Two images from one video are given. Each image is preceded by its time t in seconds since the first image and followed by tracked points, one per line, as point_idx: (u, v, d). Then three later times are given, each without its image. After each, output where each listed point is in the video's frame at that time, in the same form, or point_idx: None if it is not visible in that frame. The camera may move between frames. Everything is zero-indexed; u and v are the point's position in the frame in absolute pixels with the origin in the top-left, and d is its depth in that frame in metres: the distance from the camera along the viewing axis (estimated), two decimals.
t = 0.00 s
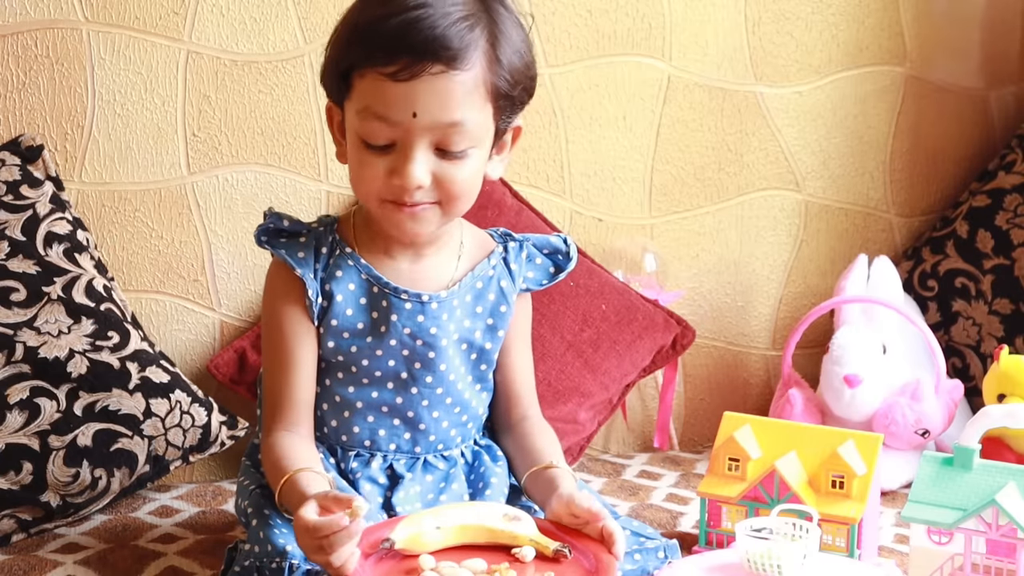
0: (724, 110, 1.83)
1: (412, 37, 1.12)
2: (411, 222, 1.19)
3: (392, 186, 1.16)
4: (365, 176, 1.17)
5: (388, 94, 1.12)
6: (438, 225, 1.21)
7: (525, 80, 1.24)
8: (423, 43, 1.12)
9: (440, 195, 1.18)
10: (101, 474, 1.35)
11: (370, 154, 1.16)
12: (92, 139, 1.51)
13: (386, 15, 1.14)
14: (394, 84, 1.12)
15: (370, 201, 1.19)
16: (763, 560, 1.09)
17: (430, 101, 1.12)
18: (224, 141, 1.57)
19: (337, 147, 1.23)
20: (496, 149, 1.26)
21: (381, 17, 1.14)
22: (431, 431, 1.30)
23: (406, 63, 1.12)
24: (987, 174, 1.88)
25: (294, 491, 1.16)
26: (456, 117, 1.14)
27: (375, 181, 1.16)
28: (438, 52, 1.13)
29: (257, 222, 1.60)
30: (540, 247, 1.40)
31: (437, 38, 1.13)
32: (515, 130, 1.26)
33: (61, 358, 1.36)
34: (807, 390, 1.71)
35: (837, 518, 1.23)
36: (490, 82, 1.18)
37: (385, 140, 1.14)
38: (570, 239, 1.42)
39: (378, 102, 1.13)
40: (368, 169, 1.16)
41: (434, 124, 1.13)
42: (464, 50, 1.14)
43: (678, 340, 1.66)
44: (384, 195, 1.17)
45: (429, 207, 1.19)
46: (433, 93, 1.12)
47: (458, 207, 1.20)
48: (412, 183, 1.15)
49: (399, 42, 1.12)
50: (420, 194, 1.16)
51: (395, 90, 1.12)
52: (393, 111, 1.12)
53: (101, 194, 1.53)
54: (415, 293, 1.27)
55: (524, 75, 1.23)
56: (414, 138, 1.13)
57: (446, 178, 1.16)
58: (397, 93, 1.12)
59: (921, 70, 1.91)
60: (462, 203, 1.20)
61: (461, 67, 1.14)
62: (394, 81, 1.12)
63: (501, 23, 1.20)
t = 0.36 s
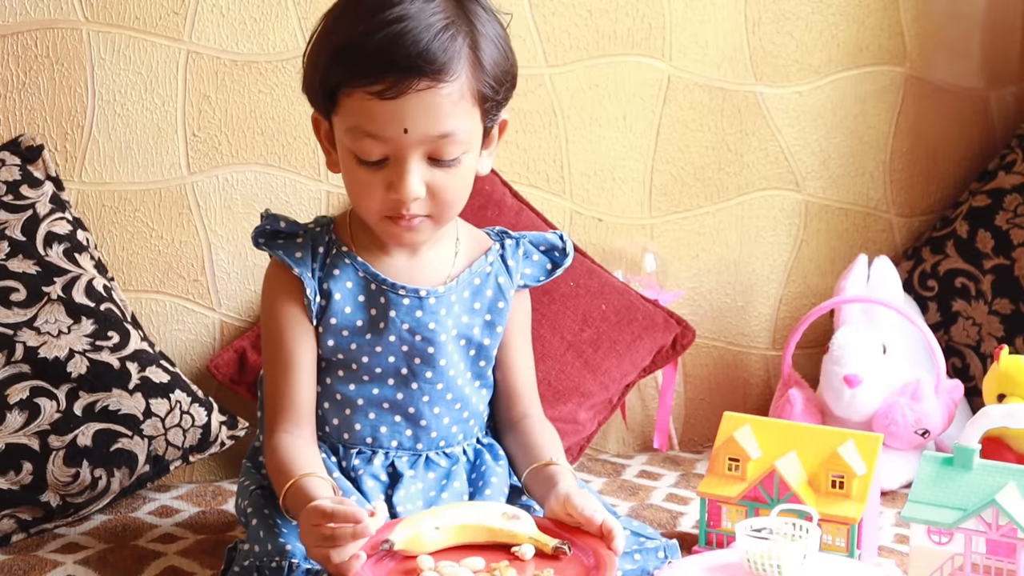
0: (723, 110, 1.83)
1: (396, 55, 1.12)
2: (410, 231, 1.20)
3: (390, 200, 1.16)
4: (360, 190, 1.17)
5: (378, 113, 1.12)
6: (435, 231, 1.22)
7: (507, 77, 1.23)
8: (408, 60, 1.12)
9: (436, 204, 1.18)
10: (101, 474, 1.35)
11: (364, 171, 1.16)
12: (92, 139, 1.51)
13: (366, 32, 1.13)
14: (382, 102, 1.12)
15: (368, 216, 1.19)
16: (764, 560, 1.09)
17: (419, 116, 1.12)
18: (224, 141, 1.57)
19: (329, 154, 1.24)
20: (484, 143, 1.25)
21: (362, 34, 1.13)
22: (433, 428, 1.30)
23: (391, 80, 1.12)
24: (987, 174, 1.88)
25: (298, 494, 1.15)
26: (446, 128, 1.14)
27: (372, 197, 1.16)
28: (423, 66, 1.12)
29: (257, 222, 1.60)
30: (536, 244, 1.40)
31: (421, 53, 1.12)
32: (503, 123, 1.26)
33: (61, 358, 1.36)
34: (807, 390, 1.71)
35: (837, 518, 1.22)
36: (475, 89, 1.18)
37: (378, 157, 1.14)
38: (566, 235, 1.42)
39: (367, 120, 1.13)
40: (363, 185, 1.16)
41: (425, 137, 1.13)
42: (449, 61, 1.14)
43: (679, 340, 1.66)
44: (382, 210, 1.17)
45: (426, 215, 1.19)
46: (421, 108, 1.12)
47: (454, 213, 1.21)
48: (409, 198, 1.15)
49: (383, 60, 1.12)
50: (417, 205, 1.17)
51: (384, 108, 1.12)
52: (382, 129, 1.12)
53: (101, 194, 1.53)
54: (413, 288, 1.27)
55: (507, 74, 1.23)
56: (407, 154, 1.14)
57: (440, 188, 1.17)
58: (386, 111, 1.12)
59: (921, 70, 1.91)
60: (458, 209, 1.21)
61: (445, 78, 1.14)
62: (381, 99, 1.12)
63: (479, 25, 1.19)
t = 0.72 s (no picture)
0: (723, 110, 1.83)
1: (387, 49, 1.11)
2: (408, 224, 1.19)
3: (388, 192, 1.15)
4: (358, 185, 1.16)
5: (373, 106, 1.11)
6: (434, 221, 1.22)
7: (498, 69, 1.24)
8: (400, 52, 1.11)
9: (434, 195, 1.18)
10: (101, 474, 1.35)
11: (361, 165, 1.15)
12: (92, 139, 1.51)
13: (356, 29, 1.13)
14: (376, 95, 1.11)
15: (366, 209, 1.19)
16: (763, 560, 1.09)
17: (414, 108, 1.12)
18: (224, 141, 1.57)
19: (325, 156, 1.24)
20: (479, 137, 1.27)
21: (353, 30, 1.13)
22: (432, 426, 1.29)
23: (385, 74, 1.11)
24: (987, 174, 1.89)
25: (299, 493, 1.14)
26: (442, 118, 1.13)
27: (371, 192, 1.16)
28: (415, 58, 1.12)
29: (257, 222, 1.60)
30: (533, 242, 1.41)
31: (413, 45, 1.12)
32: (496, 115, 1.27)
33: (61, 358, 1.36)
34: (807, 390, 1.72)
35: (837, 518, 1.23)
36: (467, 80, 1.18)
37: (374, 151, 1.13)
38: (564, 232, 1.42)
39: (362, 114, 1.12)
40: (360, 180, 1.15)
41: (420, 129, 1.12)
42: (440, 52, 1.14)
43: (679, 340, 1.66)
44: (381, 203, 1.17)
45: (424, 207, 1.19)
46: (415, 100, 1.12)
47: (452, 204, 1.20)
48: (407, 190, 1.14)
49: (375, 54, 1.11)
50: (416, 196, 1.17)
51: (378, 101, 1.11)
52: (378, 122, 1.12)
53: (101, 194, 1.53)
54: (411, 285, 1.28)
55: (497, 65, 1.23)
56: (403, 146, 1.12)
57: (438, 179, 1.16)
58: (381, 104, 1.11)
59: (921, 70, 1.91)
60: (456, 200, 1.20)
61: (437, 69, 1.14)
62: (375, 92, 1.11)
63: (467, 19, 1.20)
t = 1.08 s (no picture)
0: (724, 110, 1.83)
1: (382, 33, 1.11)
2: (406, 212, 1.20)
3: (385, 177, 1.16)
4: (355, 172, 1.17)
5: (368, 90, 1.12)
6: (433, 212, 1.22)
7: (495, 59, 1.24)
8: (394, 36, 1.11)
9: (431, 181, 1.19)
10: (101, 474, 1.35)
11: (357, 151, 1.16)
12: (92, 139, 1.51)
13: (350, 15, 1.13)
14: (370, 79, 1.11)
15: (363, 196, 1.19)
16: (764, 560, 1.08)
17: (409, 90, 1.12)
18: (224, 141, 1.57)
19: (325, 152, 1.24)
20: (478, 131, 1.28)
21: (348, 16, 1.13)
22: (433, 425, 1.30)
23: (379, 57, 1.11)
24: (987, 174, 1.89)
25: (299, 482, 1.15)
26: (437, 100, 1.14)
27: (368, 178, 1.17)
28: (408, 41, 1.12)
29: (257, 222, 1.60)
30: (535, 242, 1.41)
31: (407, 29, 1.12)
32: (495, 109, 1.28)
33: (61, 358, 1.36)
34: (807, 390, 1.71)
35: (837, 518, 1.22)
36: (462, 65, 1.18)
37: (371, 135, 1.14)
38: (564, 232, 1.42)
39: (357, 98, 1.12)
40: (357, 166, 1.16)
41: (415, 112, 1.13)
42: (434, 35, 1.14)
43: (678, 340, 1.66)
44: (377, 189, 1.18)
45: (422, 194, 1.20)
46: (409, 82, 1.12)
47: (450, 191, 1.21)
48: (404, 174, 1.15)
49: (368, 37, 1.11)
50: (413, 180, 1.17)
51: (373, 85, 1.12)
52: (373, 105, 1.12)
53: (101, 194, 1.53)
54: (413, 283, 1.28)
55: (493, 54, 1.23)
56: (399, 129, 1.13)
57: (435, 162, 1.17)
58: (375, 88, 1.11)
59: (921, 70, 1.91)
60: (454, 185, 1.21)
61: (432, 52, 1.14)
62: (370, 76, 1.11)
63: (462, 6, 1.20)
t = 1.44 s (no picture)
0: (724, 110, 1.83)
1: (382, 22, 1.15)
2: (398, 204, 1.20)
3: (375, 166, 1.17)
4: (348, 160, 1.19)
5: (363, 77, 1.15)
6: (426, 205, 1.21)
7: (500, 61, 1.25)
8: (394, 26, 1.15)
9: (425, 173, 1.19)
10: (101, 474, 1.35)
11: (352, 138, 1.18)
12: (92, 139, 1.51)
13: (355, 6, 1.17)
14: (366, 66, 1.15)
15: (356, 188, 1.20)
16: (764, 560, 1.09)
17: (403, 79, 1.15)
18: (224, 141, 1.57)
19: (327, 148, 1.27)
20: (482, 133, 1.28)
21: (353, 8, 1.17)
22: (434, 425, 1.30)
23: (375, 45, 1.15)
24: (987, 174, 1.89)
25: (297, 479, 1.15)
26: (431, 92, 1.16)
27: (358, 166, 1.18)
28: (407, 32, 1.15)
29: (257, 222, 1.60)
30: (536, 244, 1.40)
31: (408, 19, 1.16)
32: (499, 113, 1.28)
33: (61, 358, 1.36)
34: (807, 390, 1.71)
35: (838, 518, 1.22)
36: (462, 62, 1.20)
37: (365, 124, 1.17)
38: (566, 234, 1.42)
39: (353, 86, 1.16)
40: (349, 154, 1.18)
41: (408, 102, 1.16)
42: (434, 28, 1.17)
43: (678, 340, 1.66)
44: (369, 178, 1.18)
45: (416, 185, 1.19)
46: (404, 72, 1.15)
47: (445, 184, 1.21)
48: (394, 163, 1.16)
49: (368, 27, 1.15)
50: (405, 171, 1.17)
51: (368, 72, 1.15)
52: (368, 93, 1.15)
53: (101, 194, 1.53)
54: (414, 283, 1.28)
55: (498, 55, 1.24)
56: (391, 118, 1.16)
57: (429, 155, 1.18)
58: (370, 75, 1.15)
59: (921, 70, 1.91)
60: (449, 180, 1.21)
61: (431, 45, 1.17)
62: (367, 64, 1.15)
63: (472, 7, 1.22)
